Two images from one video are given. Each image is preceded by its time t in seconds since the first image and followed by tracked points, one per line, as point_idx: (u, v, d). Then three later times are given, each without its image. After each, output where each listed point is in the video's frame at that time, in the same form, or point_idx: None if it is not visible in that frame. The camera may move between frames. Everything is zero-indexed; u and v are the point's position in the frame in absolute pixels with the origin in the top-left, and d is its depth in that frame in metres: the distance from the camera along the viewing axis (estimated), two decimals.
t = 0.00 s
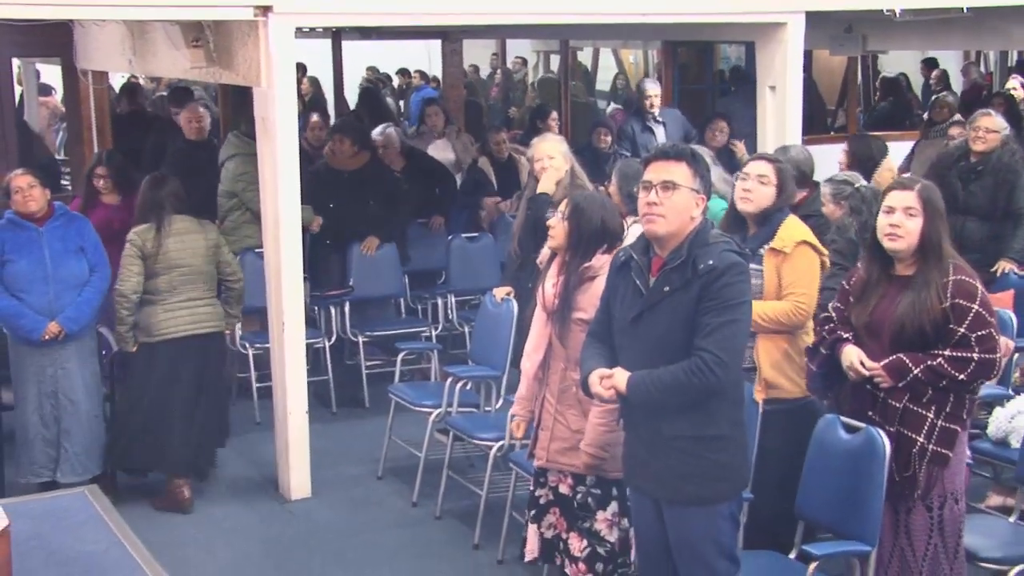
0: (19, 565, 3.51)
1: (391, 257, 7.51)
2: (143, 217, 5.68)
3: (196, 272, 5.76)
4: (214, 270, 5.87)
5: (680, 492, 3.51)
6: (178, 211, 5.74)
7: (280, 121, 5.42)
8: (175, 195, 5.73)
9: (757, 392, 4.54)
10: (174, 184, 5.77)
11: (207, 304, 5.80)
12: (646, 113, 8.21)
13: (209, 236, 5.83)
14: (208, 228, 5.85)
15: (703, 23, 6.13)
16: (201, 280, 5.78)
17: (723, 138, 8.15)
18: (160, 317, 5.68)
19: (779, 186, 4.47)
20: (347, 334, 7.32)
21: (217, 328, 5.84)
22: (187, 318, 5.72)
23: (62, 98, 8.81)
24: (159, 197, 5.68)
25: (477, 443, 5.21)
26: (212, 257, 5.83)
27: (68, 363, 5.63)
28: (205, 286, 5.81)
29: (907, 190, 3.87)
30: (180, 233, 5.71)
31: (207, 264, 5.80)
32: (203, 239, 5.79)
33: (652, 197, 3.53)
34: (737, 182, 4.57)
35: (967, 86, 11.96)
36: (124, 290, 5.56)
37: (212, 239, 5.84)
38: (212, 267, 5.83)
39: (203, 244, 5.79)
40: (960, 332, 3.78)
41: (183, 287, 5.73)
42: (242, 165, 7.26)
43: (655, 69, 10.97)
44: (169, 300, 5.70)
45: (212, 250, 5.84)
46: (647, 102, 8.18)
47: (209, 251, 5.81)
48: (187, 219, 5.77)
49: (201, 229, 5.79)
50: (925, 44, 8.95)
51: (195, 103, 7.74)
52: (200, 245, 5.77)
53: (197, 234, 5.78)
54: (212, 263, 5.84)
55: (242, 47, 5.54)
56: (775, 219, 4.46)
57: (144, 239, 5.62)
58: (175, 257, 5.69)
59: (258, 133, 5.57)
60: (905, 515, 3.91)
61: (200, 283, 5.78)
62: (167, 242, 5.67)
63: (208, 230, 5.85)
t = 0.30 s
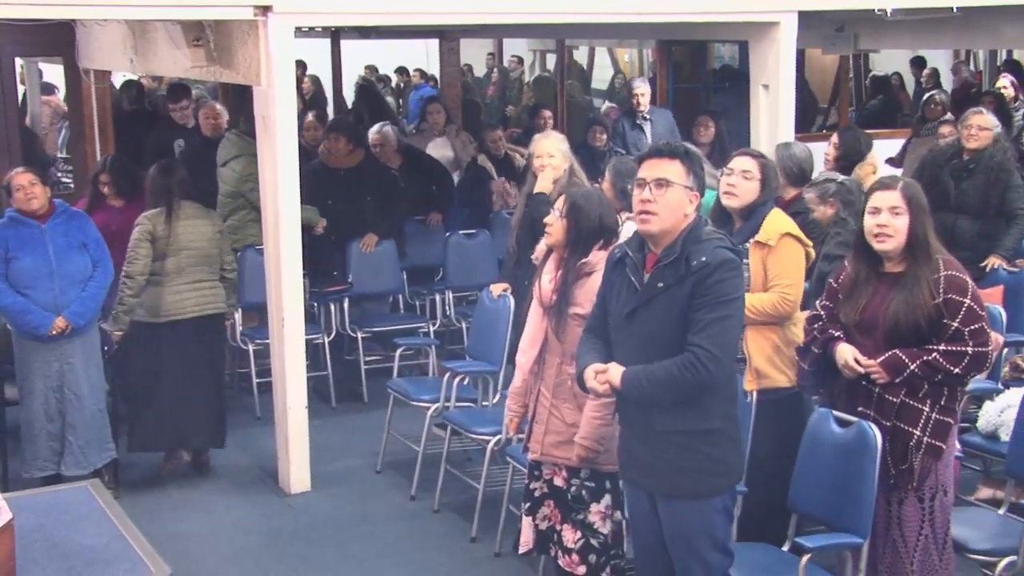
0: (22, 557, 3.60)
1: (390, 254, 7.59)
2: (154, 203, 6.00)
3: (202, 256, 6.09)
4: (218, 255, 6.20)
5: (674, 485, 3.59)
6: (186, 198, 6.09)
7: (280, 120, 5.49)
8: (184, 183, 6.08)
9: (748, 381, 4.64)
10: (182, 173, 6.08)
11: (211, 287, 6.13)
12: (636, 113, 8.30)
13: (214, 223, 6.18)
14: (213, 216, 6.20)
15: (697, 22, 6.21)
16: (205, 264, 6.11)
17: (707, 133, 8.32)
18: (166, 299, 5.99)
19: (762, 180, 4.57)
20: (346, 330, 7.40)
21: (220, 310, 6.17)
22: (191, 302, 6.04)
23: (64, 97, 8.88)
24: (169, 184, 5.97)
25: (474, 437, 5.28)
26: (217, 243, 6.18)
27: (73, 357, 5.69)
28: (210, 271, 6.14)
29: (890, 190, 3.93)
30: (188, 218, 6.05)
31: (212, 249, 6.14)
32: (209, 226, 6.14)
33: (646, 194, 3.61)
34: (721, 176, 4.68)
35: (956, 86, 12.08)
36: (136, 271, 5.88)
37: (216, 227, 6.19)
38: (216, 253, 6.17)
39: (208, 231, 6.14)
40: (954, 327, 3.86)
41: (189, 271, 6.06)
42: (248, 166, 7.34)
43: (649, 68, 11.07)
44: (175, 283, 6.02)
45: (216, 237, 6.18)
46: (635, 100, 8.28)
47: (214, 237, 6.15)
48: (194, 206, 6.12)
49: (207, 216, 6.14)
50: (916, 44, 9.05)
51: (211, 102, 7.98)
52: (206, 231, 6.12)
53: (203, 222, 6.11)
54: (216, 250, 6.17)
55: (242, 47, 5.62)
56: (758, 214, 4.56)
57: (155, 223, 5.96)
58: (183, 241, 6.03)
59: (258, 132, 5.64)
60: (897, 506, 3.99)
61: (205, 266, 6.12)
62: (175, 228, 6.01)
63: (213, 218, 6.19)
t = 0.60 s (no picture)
0: (25, 553, 3.67)
1: (386, 252, 7.65)
2: (144, 203, 6.07)
3: (192, 255, 6.20)
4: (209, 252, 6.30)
5: (666, 482, 3.65)
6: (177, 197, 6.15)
7: (278, 121, 5.55)
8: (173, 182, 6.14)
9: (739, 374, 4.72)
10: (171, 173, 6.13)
11: (201, 284, 6.25)
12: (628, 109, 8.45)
13: (205, 221, 6.26)
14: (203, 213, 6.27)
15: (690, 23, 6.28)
16: (196, 261, 6.23)
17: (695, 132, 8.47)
18: (158, 297, 6.13)
19: (754, 181, 4.64)
20: (343, 328, 7.46)
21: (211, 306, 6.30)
22: (182, 298, 6.18)
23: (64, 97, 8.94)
24: (159, 185, 6.02)
25: (470, 434, 5.34)
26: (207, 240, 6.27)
27: (76, 354, 5.76)
28: (200, 268, 6.26)
29: (885, 190, 3.98)
30: (179, 218, 6.13)
31: (203, 247, 6.24)
32: (199, 224, 6.23)
33: (639, 194, 3.67)
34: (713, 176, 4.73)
35: (947, 88, 12.18)
36: (129, 271, 5.99)
37: (207, 225, 6.27)
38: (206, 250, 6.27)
39: (199, 229, 6.22)
40: (950, 326, 3.92)
41: (180, 269, 6.17)
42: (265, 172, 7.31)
43: (643, 69, 11.17)
44: (166, 281, 6.15)
45: (207, 234, 6.26)
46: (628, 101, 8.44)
47: (204, 235, 6.25)
48: (185, 205, 6.19)
49: (197, 215, 6.22)
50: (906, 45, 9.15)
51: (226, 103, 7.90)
52: (196, 230, 6.21)
53: (193, 219, 6.19)
54: (206, 246, 6.26)
55: (241, 48, 5.68)
56: (750, 213, 4.63)
57: (145, 224, 6.04)
58: (174, 240, 6.12)
59: (257, 133, 5.70)
60: (892, 506, 4.05)
61: (196, 264, 6.23)
62: (167, 227, 6.09)
63: (202, 215, 6.26)
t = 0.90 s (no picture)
0: (23, 552, 3.72)
1: (383, 252, 7.69)
2: (128, 201, 6.20)
3: (178, 249, 6.34)
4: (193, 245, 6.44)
5: (659, 481, 3.70)
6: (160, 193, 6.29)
7: (275, 123, 5.60)
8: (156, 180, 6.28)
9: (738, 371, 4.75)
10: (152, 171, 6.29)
11: (187, 277, 6.40)
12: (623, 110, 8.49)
13: (188, 216, 6.40)
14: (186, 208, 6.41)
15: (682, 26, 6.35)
16: (182, 256, 6.37)
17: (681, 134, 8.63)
18: (147, 291, 6.29)
19: (742, 180, 4.64)
20: (339, 328, 7.52)
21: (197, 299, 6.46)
22: (170, 291, 6.33)
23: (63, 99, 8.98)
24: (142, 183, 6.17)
25: (465, 433, 5.40)
26: (191, 235, 6.41)
27: (73, 355, 5.81)
28: (186, 262, 6.40)
29: (891, 188, 4.01)
30: (164, 214, 6.27)
31: (188, 242, 6.38)
32: (183, 219, 6.37)
33: (632, 196, 3.73)
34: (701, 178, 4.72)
35: (935, 90, 12.28)
36: (118, 267, 6.12)
37: (190, 219, 6.41)
38: (191, 244, 6.41)
39: (183, 224, 6.36)
40: (949, 327, 3.95)
41: (167, 264, 6.31)
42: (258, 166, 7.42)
43: (635, 71, 11.26)
44: (154, 275, 6.29)
45: (191, 229, 6.41)
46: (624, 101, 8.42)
47: (189, 230, 6.39)
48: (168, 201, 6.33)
49: (181, 211, 6.36)
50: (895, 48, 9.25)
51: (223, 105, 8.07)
52: (181, 225, 6.35)
53: (177, 214, 6.33)
54: (191, 240, 6.40)
55: (238, 51, 5.74)
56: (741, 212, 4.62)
57: (132, 221, 6.17)
58: (160, 236, 6.26)
59: (254, 135, 5.75)
60: (896, 508, 4.10)
61: (181, 258, 6.37)
62: (152, 224, 6.23)
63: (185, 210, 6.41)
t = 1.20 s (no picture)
0: (16, 551, 3.77)
1: (375, 253, 7.76)
2: (128, 201, 6.38)
3: (178, 246, 6.59)
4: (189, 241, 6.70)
5: (650, 480, 3.78)
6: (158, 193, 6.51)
7: (267, 126, 5.67)
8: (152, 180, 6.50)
9: (730, 373, 4.83)
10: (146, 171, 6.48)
11: (186, 273, 6.66)
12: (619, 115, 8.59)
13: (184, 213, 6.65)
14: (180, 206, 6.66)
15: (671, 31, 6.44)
16: (181, 252, 6.61)
17: (669, 137, 8.76)
18: (152, 288, 6.48)
19: (739, 183, 4.75)
20: (331, 328, 7.59)
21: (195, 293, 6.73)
22: (172, 287, 6.57)
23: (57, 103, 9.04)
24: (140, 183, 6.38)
25: (457, 433, 5.46)
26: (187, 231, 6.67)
27: (60, 356, 5.84)
28: (184, 258, 6.65)
29: (888, 192, 4.04)
30: (164, 212, 6.49)
31: (185, 238, 6.63)
32: (180, 217, 6.61)
33: (621, 198, 3.79)
34: (698, 180, 4.84)
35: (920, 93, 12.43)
36: (128, 264, 6.33)
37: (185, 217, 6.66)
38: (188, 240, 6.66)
39: (180, 221, 6.60)
40: (942, 333, 3.90)
41: (168, 260, 6.55)
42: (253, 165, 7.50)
43: (625, 74, 11.38)
44: (158, 272, 6.51)
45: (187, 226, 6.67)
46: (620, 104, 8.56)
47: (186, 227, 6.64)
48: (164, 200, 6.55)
49: (177, 209, 6.60)
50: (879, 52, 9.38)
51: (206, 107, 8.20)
52: (179, 221, 6.59)
53: (175, 212, 6.57)
54: (187, 237, 6.66)
55: (231, 55, 5.80)
56: (736, 217, 4.75)
57: (136, 219, 6.36)
58: (163, 233, 6.48)
59: (247, 137, 5.81)
60: (889, 511, 4.08)
61: (181, 254, 6.62)
62: (155, 222, 6.44)
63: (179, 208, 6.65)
